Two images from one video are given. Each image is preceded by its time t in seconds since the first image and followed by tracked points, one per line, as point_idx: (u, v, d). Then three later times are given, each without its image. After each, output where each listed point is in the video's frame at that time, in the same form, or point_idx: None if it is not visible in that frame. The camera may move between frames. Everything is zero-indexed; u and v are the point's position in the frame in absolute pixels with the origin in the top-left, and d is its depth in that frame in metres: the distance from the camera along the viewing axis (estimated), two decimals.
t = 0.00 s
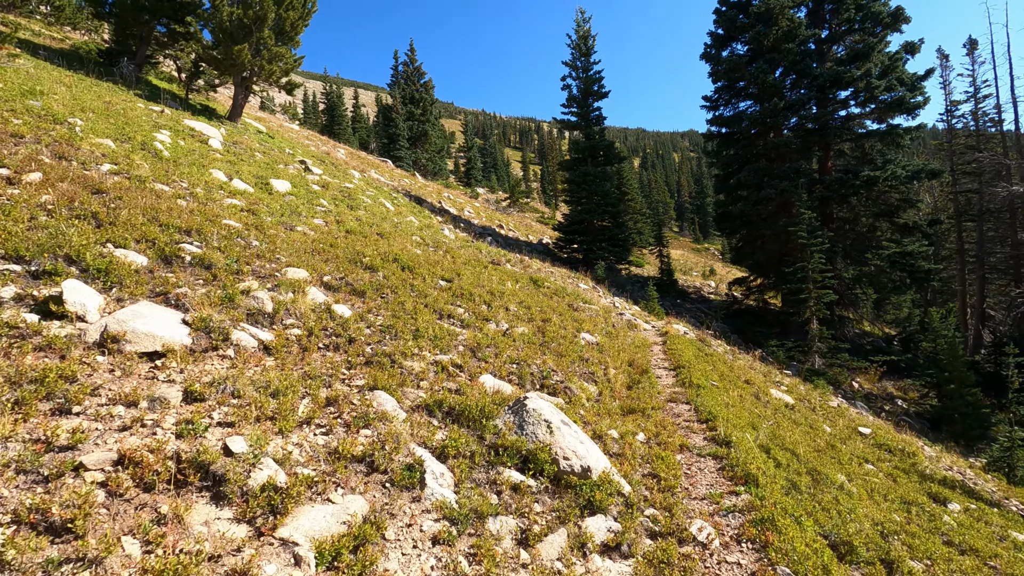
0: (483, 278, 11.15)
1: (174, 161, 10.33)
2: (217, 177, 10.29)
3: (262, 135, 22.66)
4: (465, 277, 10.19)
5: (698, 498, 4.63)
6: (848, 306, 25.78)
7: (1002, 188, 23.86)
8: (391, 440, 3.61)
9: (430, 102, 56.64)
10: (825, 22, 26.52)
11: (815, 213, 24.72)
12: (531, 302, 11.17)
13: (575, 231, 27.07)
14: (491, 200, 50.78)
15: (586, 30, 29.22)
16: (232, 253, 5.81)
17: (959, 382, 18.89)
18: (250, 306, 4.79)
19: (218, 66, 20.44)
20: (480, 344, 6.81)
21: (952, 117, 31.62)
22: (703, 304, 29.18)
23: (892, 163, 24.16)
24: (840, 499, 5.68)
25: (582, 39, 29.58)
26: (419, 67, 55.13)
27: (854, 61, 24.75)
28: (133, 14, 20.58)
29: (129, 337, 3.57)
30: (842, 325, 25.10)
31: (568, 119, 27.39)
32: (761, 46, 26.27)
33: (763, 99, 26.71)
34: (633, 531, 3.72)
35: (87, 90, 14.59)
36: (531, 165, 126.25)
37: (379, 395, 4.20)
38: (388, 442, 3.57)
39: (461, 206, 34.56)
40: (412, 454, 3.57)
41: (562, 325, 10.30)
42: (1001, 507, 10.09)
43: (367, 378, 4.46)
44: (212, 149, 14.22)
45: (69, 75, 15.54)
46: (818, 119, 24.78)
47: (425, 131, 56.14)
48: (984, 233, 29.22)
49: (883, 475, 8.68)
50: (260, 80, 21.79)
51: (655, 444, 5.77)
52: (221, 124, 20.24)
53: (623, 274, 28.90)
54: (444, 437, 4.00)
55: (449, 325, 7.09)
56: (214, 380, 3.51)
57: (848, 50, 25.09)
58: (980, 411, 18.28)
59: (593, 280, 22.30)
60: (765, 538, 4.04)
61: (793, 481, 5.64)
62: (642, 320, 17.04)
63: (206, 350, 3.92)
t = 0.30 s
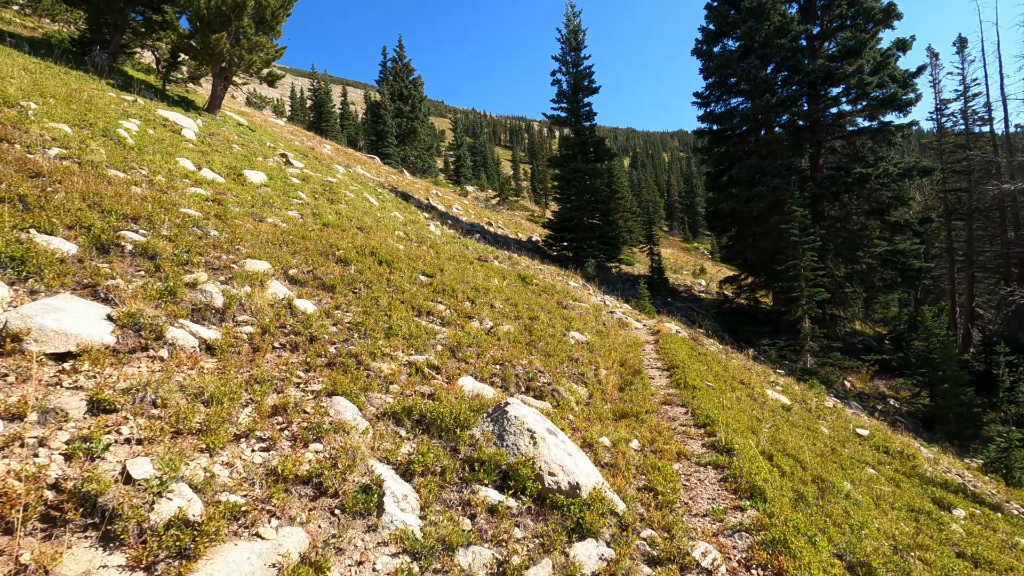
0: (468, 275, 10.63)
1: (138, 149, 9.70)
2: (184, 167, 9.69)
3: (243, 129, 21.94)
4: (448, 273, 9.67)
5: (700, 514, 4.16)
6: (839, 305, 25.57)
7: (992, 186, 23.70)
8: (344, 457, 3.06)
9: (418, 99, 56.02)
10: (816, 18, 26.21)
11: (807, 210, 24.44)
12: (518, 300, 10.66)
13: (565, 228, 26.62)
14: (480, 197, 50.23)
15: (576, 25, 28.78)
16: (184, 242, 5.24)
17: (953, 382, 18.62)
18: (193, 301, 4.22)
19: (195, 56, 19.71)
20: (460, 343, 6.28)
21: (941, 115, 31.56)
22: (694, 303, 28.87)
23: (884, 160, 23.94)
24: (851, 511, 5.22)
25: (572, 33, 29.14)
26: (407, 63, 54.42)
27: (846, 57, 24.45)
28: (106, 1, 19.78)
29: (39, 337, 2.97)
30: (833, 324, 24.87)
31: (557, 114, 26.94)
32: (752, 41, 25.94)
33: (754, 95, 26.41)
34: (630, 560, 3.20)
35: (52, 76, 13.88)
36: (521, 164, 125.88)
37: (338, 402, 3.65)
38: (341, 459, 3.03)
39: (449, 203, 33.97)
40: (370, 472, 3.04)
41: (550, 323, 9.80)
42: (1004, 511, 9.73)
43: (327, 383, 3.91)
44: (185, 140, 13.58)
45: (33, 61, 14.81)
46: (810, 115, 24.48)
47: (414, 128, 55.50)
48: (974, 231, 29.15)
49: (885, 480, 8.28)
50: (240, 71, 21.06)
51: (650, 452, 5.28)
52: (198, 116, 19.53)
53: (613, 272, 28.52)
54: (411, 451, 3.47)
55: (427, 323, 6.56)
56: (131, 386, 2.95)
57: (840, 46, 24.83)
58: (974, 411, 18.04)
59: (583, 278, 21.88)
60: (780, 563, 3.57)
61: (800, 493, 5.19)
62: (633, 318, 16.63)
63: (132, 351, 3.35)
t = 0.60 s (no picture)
0: (456, 284, 10.09)
1: (103, 152, 9.11)
2: (154, 171, 9.11)
3: (227, 130, 21.29)
4: (434, 284, 9.11)
5: None
6: (837, 310, 25.19)
7: (991, 189, 23.36)
8: (284, 536, 2.51)
9: (411, 99, 55.42)
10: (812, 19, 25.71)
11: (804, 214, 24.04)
12: (509, 311, 10.12)
13: (559, 231, 26.12)
14: (474, 199, 49.74)
15: (570, 24, 28.30)
16: (130, 258, 4.67)
17: (955, 390, 18.20)
18: (127, 331, 3.66)
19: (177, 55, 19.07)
20: (442, 366, 5.72)
21: (938, 117, 31.29)
22: (690, 307, 28.45)
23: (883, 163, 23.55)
24: (874, 554, 4.72)
25: (566, 33, 28.66)
26: (400, 63, 53.80)
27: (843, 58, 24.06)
28: None
29: None
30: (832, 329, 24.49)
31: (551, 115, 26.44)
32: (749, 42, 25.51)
33: (750, 96, 26.01)
34: None
35: (20, 75, 13.23)
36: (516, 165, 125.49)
37: (288, 455, 3.08)
38: (280, 539, 2.47)
39: (441, 206, 33.43)
40: (318, 553, 2.49)
41: (541, 336, 9.29)
42: (1018, 533, 9.27)
43: (278, 428, 3.36)
44: (161, 141, 12.98)
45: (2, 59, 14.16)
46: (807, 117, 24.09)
47: (407, 129, 54.89)
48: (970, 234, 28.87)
49: (898, 505, 7.78)
50: (224, 70, 20.41)
51: (651, 492, 4.75)
52: (180, 116, 18.89)
53: (608, 276, 28.06)
54: (371, 517, 2.91)
55: (407, 343, 6.00)
56: (16, 454, 2.37)
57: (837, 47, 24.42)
58: (976, 419, 17.65)
59: (577, 283, 21.38)
60: None
61: (818, 537, 4.68)
62: (629, 325, 16.14)
63: (37, 398, 2.79)
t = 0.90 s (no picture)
0: (446, 287, 9.65)
1: (73, 148, 8.66)
2: (127, 168, 8.66)
3: (216, 129, 20.85)
4: (421, 286, 8.67)
5: None
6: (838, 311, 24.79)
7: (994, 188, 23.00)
8: None
9: (407, 100, 55.08)
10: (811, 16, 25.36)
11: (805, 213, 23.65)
12: (502, 314, 9.67)
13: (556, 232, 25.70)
14: (471, 200, 49.37)
15: (566, 22, 27.91)
16: (73, 260, 4.22)
17: (960, 393, 17.78)
18: (54, 342, 3.21)
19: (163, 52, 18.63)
20: (423, 376, 5.28)
21: (937, 116, 30.98)
22: (689, 308, 28.06)
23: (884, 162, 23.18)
24: None
25: (562, 31, 28.26)
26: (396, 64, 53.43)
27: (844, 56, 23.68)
28: None
29: None
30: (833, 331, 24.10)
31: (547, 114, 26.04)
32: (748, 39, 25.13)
33: (749, 95, 25.63)
34: None
35: None
36: (513, 166, 125.28)
37: (227, 489, 2.63)
38: None
39: (437, 207, 33.01)
40: None
41: (535, 341, 8.85)
42: None
43: (220, 455, 2.91)
44: (142, 139, 12.53)
45: None
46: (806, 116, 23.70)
47: (403, 130, 54.54)
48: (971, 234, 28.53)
49: (911, 519, 7.36)
50: (212, 68, 19.96)
51: (650, 515, 4.32)
52: (166, 115, 18.44)
53: (606, 277, 27.66)
54: (320, 564, 2.47)
55: (387, 350, 5.57)
56: None
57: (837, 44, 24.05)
58: (982, 423, 17.25)
59: (573, 285, 20.98)
60: None
61: (834, 565, 4.25)
62: (627, 328, 15.72)
63: None
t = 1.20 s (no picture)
0: (430, 293, 9.22)
1: (33, 146, 8.18)
2: (90, 166, 8.20)
3: (201, 128, 20.35)
4: (401, 292, 8.22)
5: None
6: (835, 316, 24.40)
7: (992, 192, 22.72)
8: None
9: (402, 101, 54.68)
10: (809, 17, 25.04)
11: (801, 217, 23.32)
12: (487, 321, 9.23)
13: (550, 234, 25.29)
14: (465, 202, 48.97)
15: (560, 22, 27.54)
16: None
17: (960, 401, 17.42)
18: None
19: (146, 49, 18.15)
20: (391, 393, 4.83)
21: (934, 120, 30.75)
22: (684, 312, 27.69)
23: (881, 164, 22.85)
24: None
25: (557, 31, 27.89)
26: (392, 64, 53.01)
27: (841, 58, 23.37)
28: None
29: None
30: (830, 335, 23.73)
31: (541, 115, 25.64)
32: (744, 40, 24.78)
33: (746, 96, 25.29)
34: None
35: None
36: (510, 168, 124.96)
37: (122, 547, 2.20)
38: None
39: (430, 208, 32.61)
40: None
41: (521, 350, 8.41)
42: None
43: (125, 503, 2.46)
44: (116, 137, 12.04)
45: None
46: (803, 118, 23.38)
47: (398, 131, 54.11)
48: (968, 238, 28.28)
49: (915, 540, 6.96)
50: (198, 66, 19.48)
51: (637, 552, 3.90)
52: (148, 113, 17.95)
53: (600, 280, 27.27)
54: None
55: (354, 364, 5.14)
56: None
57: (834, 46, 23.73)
58: (983, 431, 16.89)
59: (567, 289, 20.59)
60: None
61: None
62: (620, 334, 15.33)
63: None
